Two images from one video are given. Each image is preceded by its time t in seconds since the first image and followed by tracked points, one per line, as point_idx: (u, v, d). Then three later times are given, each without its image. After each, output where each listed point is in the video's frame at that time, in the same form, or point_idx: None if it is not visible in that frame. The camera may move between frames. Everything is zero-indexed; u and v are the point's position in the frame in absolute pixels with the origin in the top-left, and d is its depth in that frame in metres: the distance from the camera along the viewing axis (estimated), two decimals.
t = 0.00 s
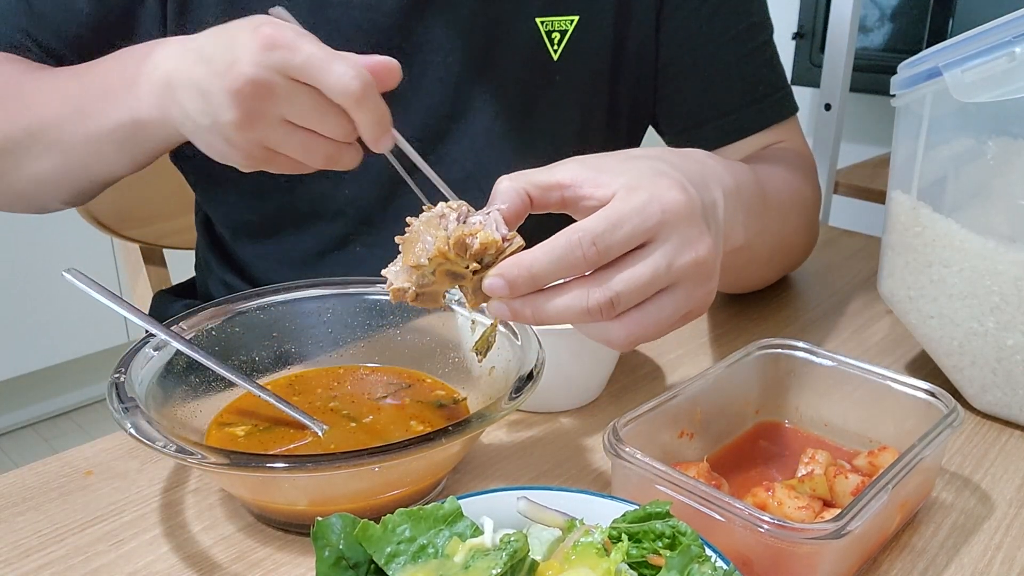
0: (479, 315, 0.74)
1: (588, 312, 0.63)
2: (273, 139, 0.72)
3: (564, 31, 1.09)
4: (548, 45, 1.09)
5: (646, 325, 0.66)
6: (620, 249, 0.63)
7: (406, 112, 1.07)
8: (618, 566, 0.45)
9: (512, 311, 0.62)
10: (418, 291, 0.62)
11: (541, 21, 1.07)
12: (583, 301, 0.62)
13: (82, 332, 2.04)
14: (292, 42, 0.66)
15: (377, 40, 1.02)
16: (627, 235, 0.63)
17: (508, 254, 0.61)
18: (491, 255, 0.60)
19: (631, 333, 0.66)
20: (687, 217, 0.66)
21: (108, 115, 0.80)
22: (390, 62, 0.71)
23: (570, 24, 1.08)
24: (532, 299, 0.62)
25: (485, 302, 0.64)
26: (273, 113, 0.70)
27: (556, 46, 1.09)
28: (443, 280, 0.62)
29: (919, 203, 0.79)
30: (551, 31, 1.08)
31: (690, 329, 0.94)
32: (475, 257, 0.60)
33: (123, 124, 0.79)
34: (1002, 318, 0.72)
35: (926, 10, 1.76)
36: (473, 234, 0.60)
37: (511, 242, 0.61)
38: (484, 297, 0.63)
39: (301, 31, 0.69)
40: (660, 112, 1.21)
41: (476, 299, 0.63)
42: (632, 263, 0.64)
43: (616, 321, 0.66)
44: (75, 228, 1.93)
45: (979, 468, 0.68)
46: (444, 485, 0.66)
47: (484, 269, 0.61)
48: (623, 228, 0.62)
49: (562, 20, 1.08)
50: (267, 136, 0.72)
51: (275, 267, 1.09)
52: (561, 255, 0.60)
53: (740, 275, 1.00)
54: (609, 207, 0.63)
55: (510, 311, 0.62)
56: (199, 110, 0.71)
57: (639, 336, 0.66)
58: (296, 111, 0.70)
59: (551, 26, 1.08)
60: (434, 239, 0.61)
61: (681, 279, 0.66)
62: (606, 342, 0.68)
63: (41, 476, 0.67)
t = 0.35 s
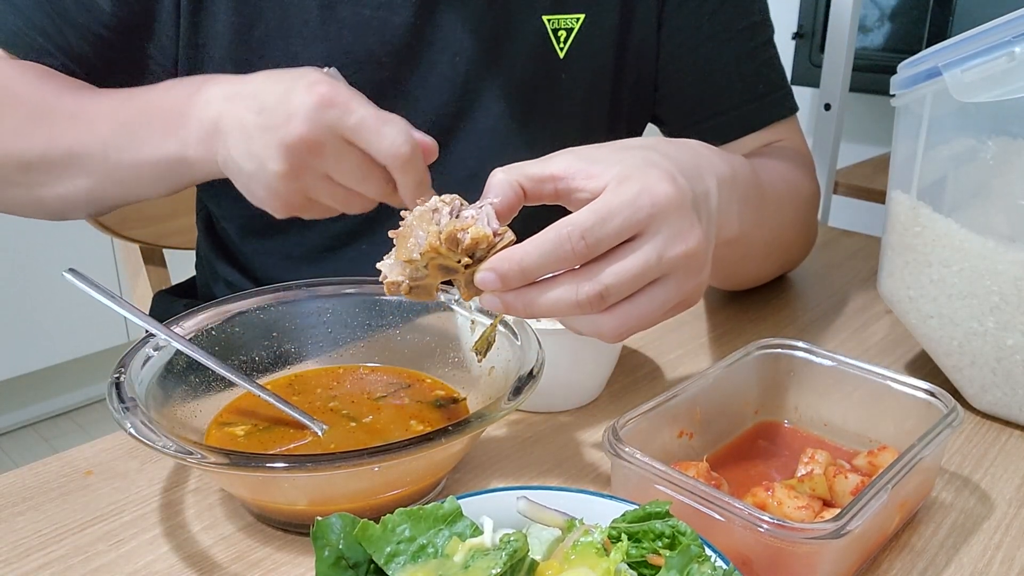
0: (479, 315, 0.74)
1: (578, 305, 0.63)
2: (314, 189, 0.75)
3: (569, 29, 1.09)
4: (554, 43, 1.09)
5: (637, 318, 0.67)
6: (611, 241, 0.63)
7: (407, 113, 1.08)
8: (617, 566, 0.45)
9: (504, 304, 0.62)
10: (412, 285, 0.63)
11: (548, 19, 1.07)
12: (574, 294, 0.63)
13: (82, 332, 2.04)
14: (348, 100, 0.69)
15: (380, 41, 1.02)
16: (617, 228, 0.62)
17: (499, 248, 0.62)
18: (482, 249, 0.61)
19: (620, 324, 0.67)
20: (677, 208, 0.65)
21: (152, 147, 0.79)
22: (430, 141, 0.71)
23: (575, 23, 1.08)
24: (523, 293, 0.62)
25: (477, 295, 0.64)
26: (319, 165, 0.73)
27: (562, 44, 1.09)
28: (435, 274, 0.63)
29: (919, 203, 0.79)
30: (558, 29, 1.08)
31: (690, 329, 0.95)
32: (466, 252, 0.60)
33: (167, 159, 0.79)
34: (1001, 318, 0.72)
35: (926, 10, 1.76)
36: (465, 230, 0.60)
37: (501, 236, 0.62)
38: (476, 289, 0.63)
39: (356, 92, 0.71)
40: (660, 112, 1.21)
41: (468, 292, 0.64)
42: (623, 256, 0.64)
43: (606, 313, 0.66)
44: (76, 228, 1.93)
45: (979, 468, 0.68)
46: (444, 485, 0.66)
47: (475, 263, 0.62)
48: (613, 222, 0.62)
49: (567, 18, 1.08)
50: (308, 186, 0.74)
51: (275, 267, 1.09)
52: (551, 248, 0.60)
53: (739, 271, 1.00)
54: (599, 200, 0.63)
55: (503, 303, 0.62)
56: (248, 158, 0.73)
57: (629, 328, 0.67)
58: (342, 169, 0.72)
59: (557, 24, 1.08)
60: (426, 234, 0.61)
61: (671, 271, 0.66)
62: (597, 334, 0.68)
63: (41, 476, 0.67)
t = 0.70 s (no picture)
0: (479, 315, 0.74)
1: (579, 307, 0.64)
2: (293, 252, 0.74)
3: (571, 29, 1.09)
4: (555, 43, 1.09)
5: (637, 320, 0.67)
6: (613, 243, 0.63)
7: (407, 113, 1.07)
8: (617, 566, 0.45)
9: (505, 305, 0.62)
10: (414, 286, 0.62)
11: (549, 18, 1.07)
12: (575, 296, 0.63)
13: (82, 333, 2.04)
14: (297, 186, 0.66)
15: (381, 42, 1.02)
16: (619, 231, 0.63)
17: (501, 249, 0.62)
18: (484, 251, 0.61)
19: (621, 326, 0.67)
20: (679, 211, 0.66)
21: (146, 180, 0.79)
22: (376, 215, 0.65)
23: (576, 23, 1.09)
24: (525, 294, 0.62)
25: (477, 296, 0.64)
26: (289, 235, 0.71)
27: (563, 44, 1.09)
28: (437, 274, 0.62)
29: (919, 203, 0.79)
30: (559, 29, 1.08)
31: (690, 330, 0.95)
32: (469, 253, 0.60)
33: (159, 187, 0.79)
34: (1001, 318, 0.72)
35: (926, 10, 1.76)
36: (468, 230, 0.60)
37: (503, 238, 0.62)
38: (477, 290, 0.63)
39: (306, 168, 0.67)
40: (662, 113, 1.21)
41: (469, 293, 0.63)
42: (625, 258, 0.65)
43: (607, 315, 0.67)
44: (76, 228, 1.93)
45: (979, 468, 0.68)
46: (444, 485, 0.66)
47: (477, 265, 0.61)
48: (616, 224, 0.62)
49: (568, 18, 1.08)
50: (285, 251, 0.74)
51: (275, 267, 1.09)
52: (554, 251, 0.60)
53: (738, 272, 1.00)
54: (602, 202, 0.63)
55: (505, 305, 0.62)
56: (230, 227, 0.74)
57: (628, 330, 0.67)
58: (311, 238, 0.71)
59: (559, 25, 1.08)
60: (428, 234, 0.60)
61: (672, 274, 0.67)
62: (597, 336, 0.68)
63: (41, 476, 0.67)
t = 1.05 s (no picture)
0: (479, 315, 0.74)
1: (584, 303, 0.63)
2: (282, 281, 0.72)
3: (572, 29, 1.09)
4: (556, 43, 1.09)
5: (642, 316, 0.67)
6: (617, 239, 0.63)
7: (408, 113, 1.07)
8: (617, 566, 0.45)
9: (509, 303, 0.62)
10: (417, 285, 0.61)
11: (550, 19, 1.07)
12: (580, 293, 0.63)
13: (82, 333, 2.04)
14: (278, 240, 0.63)
15: (382, 42, 1.02)
16: (624, 227, 0.63)
17: (505, 247, 0.62)
18: (488, 248, 0.61)
19: (625, 323, 0.67)
20: (683, 206, 0.66)
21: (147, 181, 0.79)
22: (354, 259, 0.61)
23: (578, 23, 1.09)
24: (529, 291, 0.62)
25: (481, 294, 0.64)
26: (274, 273, 0.69)
27: (564, 44, 1.09)
28: (441, 273, 0.61)
29: (919, 203, 0.79)
30: (560, 29, 1.08)
31: (690, 330, 0.95)
32: (473, 250, 0.60)
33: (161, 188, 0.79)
34: (1001, 318, 0.72)
35: (925, 9, 1.76)
36: (471, 227, 0.60)
37: (507, 235, 0.62)
38: (481, 288, 0.63)
39: (288, 222, 0.63)
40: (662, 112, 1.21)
41: (473, 291, 0.63)
42: (629, 254, 0.65)
43: (611, 312, 0.66)
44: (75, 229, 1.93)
45: (979, 468, 0.68)
46: (444, 485, 0.66)
47: (481, 262, 0.61)
48: (620, 220, 0.62)
49: (570, 18, 1.08)
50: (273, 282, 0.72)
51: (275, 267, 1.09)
52: (559, 247, 0.60)
53: (738, 271, 1.00)
54: (606, 198, 0.63)
55: (508, 302, 0.62)
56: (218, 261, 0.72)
57: (633, 327, 0.67)
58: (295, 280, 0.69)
59: (560, 25, 1.08)
60: (432, 233, 0.60)
61: (676, 270, 0.67)
62: (601, 334, 0.68)
63: (40, 476, 0.67)
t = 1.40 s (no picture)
0: (479, 315, 0.74)
1: (587, 293, 0.63)
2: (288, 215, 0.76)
3: (574, 29, 1.09)
4: (559, 43, 1.09)
5: (645, 307, 0.67)
6: (620, 229, 0.63)
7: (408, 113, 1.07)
8: (617, 565, 0.45)
9: (512, 293, 0.62)
10: (419, 273, 0.62)
11: (552, 19, 1.07)
12: (584, 282, 0.63)
13: (82, 333, 2.04)
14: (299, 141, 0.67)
15: (385, 42, 1.02)
16: (628, 216, 0.63)
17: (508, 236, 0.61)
18: (491, 237, 0.60)
19: (628, 313, 0.67)
20: (687, 197, 0.66)
21: (150, 179, 0.79)
22: (393, 143, 0.67)
23: (580, 23, 1.09)
24: (532, 280, 0.62)
25: (483, 283, 0.64)
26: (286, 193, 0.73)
27: (566, 44, 1.10)
28: (443, 262, 0.62)
29: (919, 203, 0.79)
30: (562, 29, 1.09)
31: (691, 329, 0.95)
32: (475, 239, 0.60)
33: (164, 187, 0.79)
34: (1001, 318, 0.72)
35: (925, 10, 1.76)
36: (473, 216, 0.59)
37: (510, 224, 0.61)
38: (483, 278, 0.63)
39: (304, 123, 0.68)
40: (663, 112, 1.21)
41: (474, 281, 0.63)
42: (632, 244, 0.65)
43: (614, 302, 0.67)
44: (76, 229, 1.93)
45: (979, 468, 0.68)
46: (444, 485, 0.66)
47: (484, 251, 0.61)
48: (624, 209, 0.62)
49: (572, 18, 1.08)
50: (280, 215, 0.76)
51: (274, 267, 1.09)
52: (563, 236, 0.60)
53: (739, 271, 1.00)
54: (610, 188, 0.63)
55: (511, 292, 0.62)
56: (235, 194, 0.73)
57: (635, 318, 0.67)
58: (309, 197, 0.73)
59: (562, 25, 1.08)
60: (434, 221, 0.60)
61: (681, 261, 0.67)
62: (605, 325, 0.68)
63: (41, 476, 0.67)
